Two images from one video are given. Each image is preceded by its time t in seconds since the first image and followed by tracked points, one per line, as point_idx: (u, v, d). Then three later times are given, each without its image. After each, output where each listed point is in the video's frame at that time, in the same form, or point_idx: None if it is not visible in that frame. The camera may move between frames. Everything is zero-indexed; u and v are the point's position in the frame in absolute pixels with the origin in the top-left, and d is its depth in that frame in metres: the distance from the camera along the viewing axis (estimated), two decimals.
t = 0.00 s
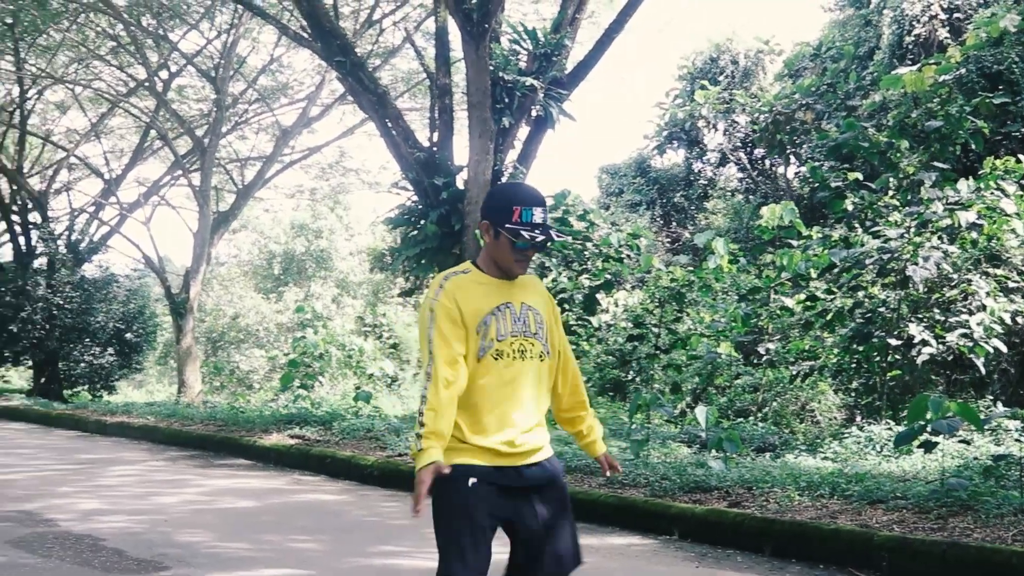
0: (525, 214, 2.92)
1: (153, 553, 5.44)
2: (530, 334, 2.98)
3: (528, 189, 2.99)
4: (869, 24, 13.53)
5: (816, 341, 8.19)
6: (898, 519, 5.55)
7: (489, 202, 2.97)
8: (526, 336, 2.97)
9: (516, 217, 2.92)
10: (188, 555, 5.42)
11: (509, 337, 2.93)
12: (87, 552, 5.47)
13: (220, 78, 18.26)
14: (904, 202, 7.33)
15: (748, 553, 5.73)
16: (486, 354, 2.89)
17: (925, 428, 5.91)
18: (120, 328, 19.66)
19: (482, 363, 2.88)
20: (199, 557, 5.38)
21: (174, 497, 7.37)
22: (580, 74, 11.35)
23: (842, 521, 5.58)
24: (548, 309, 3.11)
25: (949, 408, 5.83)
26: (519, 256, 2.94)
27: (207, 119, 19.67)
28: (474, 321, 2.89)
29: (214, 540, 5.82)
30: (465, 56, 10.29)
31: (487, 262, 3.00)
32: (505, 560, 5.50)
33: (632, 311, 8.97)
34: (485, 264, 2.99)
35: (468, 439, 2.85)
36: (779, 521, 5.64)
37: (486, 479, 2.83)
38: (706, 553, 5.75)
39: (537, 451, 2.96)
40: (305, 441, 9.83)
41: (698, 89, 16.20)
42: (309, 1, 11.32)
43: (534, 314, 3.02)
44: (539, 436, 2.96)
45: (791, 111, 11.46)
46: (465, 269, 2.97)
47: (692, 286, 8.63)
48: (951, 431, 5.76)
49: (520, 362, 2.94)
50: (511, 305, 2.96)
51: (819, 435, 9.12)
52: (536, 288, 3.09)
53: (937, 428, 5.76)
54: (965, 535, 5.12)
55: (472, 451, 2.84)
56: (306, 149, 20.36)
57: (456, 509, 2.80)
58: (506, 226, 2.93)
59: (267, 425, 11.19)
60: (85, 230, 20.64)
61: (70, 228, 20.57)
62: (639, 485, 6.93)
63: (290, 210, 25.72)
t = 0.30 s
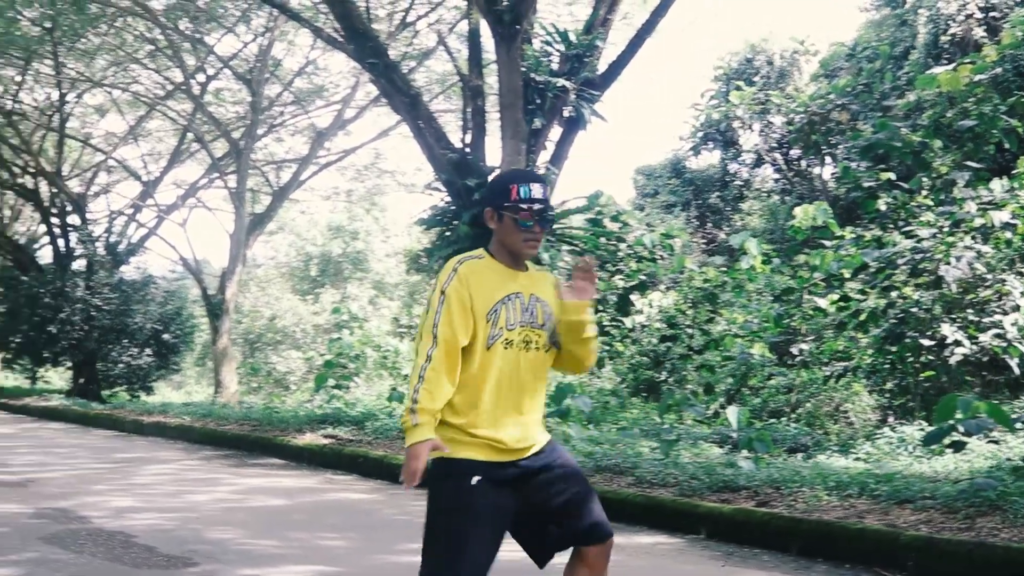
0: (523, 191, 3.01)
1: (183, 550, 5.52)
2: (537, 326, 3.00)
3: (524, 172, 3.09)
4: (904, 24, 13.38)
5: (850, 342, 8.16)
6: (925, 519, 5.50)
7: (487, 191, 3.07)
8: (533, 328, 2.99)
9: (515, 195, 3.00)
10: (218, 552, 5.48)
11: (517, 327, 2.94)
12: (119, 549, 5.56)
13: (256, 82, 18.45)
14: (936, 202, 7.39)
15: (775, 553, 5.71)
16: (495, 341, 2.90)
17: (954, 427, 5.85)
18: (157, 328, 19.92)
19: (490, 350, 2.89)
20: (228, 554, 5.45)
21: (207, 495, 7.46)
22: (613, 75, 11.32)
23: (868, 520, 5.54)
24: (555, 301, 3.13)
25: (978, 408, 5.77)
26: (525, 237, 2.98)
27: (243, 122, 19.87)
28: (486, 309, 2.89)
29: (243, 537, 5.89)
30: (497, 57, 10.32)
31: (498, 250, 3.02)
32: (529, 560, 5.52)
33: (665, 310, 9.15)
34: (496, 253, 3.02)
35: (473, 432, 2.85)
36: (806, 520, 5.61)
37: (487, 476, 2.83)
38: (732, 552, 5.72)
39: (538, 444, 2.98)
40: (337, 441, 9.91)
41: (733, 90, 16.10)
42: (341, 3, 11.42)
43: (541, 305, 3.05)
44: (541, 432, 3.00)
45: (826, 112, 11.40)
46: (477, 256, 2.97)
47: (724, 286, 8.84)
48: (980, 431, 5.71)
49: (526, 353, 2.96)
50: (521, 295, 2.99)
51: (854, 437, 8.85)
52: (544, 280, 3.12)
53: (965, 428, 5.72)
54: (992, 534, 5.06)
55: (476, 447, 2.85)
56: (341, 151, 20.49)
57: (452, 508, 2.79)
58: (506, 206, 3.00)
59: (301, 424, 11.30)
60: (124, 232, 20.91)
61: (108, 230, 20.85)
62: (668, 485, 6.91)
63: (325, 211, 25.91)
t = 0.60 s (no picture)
0: (544, 199, 3.02)
1: (211, 549, 5.58)
2: (553, 324, 3.02)
3: (550, 181, 3.12)
4: (945, 22, 13.22)
5: (887, 343, 8.09)
6: (954, 521, 5.44)
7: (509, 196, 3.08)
8: (548, 327, 3.01)
9: (536, 202, 3.02)
10: (247, 551, 5.55)
11: (529, 327, 2.99)
12: (149, 547, 5.64)
13: (294, 85, 18.60)
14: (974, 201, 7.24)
15: (804, 554, 5.67)
16: (504, 343, 2.97)
17: (987, 428, 5.77)
18: (196, 330, 20.17)
19: (501, 352, 2.98)
20: (256, 553, 5.50)
21: (239, 495, 7.55)
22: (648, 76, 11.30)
23: (897, 522, 5.49)
24: (581, 297, 3.09)
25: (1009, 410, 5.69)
26: (542, 243, 3.02)
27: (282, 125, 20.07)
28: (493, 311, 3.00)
29: (271, 536, 5.95)
30: (530, 59, 10.33)
31: (517, 256, 3.09)
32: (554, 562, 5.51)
33: (702, 312, 9.11)
34: (515, 260, 3.10)
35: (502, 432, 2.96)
36: (834, 522, 5.57)
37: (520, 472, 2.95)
38: (760, 553, 5.69)
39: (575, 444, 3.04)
40: (371, 442, 9.98)
41: (772, 90, 15.97)
42: (376, 6, 11.51)
43: (560, 304, 3.05)
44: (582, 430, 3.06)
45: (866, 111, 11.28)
46: (493, 263, 3.10)
47: (761, 287, 8.82)
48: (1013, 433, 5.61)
49: (544, 351, 3.00)
50: (534, 296, 3.03)
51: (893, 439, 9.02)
52: (569, 277, 3.10)
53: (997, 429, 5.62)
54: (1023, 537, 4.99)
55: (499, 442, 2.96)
56: (378, 153, 20.61)
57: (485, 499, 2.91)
58: (526, 212, 3.02)
59: (336, 425, 11.40)
60: (164, 234, 21.17)
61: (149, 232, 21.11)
62: (698, 486, 6.87)
63: (364, 213, 26.07)
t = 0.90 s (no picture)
0: (567, 217, 3.12)
1: (238, 548, 5.65)
2: (567, 329, 3.22)
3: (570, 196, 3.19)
4: (984, 21, 13.06)
5: (922, 344, 7.94)
6: (981, 523, 5.38)
7: (532, 208, 3.17)
8: (563, 330, 3.21)
9: (560, 219, 3.12)
10: (273, 550, 5.61)
11: (545, 333, 3.19)
12: (177, 546, 5.72)
13: (330, 87, 18.71)
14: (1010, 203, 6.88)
15: (829, 556, 5.62)
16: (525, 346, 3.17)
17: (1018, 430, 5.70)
18: (233, 332, 20.35)
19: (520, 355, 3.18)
20: (282, 552, 5.56)
21: (269, 495, 7.63)
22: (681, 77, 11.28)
23: (924, 524, 5.44)
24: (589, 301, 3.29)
25: None
26: (562, 259, 3.16)
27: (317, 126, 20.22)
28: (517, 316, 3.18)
29: (297, 536, 6.01)
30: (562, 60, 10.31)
31: (533, 263, 3.24)
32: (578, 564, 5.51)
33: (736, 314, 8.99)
34: (530, 267, 3.26)
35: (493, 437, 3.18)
36: (860, 524, 5.53)
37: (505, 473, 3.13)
38: (785, 555, 5.66)
39: (564, 457, 3.21)
40: (403, 443, 10.04)
41: (810, 90, 15.83)
42: (408, 9, 11.58)
43: (573, 307, 3.24)
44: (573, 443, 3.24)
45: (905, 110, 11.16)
46: (510, 268, 3.27)
47: (795, 289, 8.68)
48: None
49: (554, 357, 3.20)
50: (551, 300, 3.22)
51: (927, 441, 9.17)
52: (582, 283, 3.30)
53: None
54: None
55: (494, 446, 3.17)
56: (413, 156, 20.71)
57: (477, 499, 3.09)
58: (550, 229, 3.13)
59: (369, 426, 11.47)
60: (201, 236, 21.41)
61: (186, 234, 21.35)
62: (727, 488, 6.84)
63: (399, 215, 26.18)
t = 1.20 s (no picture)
0: (570, 208, 3.20)
1: (261, 547, 5.70)
2: (571, 317, 3.34)
3: (568, 187, 3.27)
4: (1021, 19, 12.88)
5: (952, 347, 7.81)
6: (1002, 526, 5.32)
7: (534, 200, 3.22)
8: (566, 319, 3.32)
9: (564, 211, 3.20)
10: (296, 549, 5.66)
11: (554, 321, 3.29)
12: (201, 545, 5.78)
13: (360, 90, 18.80)
14: None
15: (849, 558, 5.59)
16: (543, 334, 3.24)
17: None
18: (263, 333, 20.51)
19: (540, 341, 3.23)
20: (305, 551, 5.61)
21: (296, 495, 7.69)
22: (708, 79, 11.26)
23: (944, 526, 5.38)
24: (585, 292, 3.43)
25: None
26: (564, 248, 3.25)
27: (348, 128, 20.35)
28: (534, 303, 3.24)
29: (320, 536, 6.05)
30: (590, 62, 10.29)
31: (531, 253, 3.30)
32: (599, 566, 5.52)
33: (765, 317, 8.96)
34: (527, 256, 3.32)
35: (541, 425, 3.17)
36: (879, 526, 5.49)
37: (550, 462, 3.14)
38: (805, 556, 5.63)
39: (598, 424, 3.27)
40: (430, 444, 10.08)
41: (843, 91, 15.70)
42: (436, 11, 11.61)
43: (572, 297, 3.36)
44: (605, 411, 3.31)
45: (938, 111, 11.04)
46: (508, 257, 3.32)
47: (825, 290, 8.63)
48: None
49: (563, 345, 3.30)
50: (553, 290, 3.32)
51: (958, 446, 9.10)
52: (576, 273, 3.42)
53: None
54: None
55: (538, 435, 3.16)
56: (444, 158, 20.78)
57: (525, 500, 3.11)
58: (554, 220, 3.20)
59: (397, 428, 11.52)
60: (232, 238, 21.60)
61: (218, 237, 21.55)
62: (751, 490, 6.81)
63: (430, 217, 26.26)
